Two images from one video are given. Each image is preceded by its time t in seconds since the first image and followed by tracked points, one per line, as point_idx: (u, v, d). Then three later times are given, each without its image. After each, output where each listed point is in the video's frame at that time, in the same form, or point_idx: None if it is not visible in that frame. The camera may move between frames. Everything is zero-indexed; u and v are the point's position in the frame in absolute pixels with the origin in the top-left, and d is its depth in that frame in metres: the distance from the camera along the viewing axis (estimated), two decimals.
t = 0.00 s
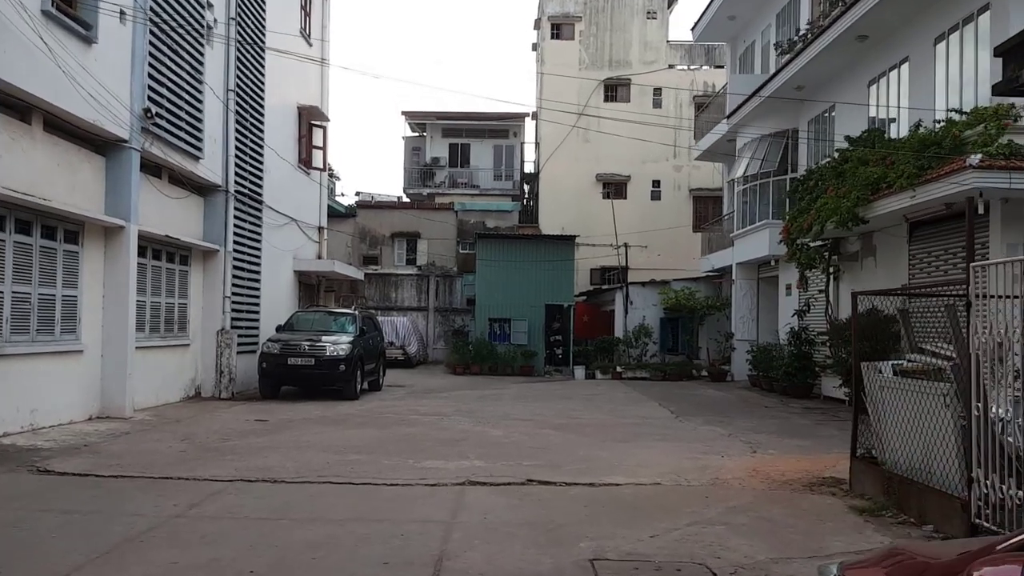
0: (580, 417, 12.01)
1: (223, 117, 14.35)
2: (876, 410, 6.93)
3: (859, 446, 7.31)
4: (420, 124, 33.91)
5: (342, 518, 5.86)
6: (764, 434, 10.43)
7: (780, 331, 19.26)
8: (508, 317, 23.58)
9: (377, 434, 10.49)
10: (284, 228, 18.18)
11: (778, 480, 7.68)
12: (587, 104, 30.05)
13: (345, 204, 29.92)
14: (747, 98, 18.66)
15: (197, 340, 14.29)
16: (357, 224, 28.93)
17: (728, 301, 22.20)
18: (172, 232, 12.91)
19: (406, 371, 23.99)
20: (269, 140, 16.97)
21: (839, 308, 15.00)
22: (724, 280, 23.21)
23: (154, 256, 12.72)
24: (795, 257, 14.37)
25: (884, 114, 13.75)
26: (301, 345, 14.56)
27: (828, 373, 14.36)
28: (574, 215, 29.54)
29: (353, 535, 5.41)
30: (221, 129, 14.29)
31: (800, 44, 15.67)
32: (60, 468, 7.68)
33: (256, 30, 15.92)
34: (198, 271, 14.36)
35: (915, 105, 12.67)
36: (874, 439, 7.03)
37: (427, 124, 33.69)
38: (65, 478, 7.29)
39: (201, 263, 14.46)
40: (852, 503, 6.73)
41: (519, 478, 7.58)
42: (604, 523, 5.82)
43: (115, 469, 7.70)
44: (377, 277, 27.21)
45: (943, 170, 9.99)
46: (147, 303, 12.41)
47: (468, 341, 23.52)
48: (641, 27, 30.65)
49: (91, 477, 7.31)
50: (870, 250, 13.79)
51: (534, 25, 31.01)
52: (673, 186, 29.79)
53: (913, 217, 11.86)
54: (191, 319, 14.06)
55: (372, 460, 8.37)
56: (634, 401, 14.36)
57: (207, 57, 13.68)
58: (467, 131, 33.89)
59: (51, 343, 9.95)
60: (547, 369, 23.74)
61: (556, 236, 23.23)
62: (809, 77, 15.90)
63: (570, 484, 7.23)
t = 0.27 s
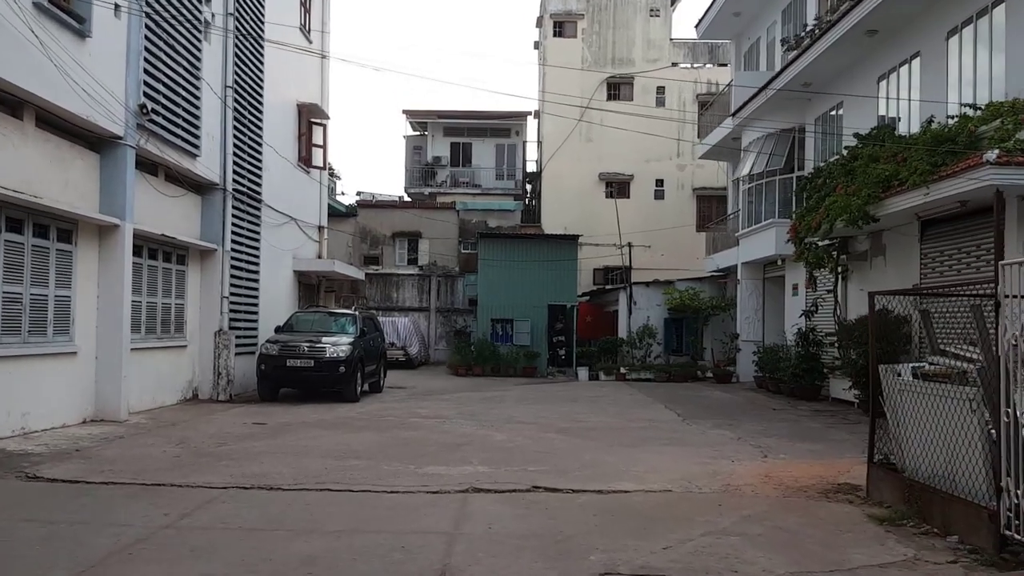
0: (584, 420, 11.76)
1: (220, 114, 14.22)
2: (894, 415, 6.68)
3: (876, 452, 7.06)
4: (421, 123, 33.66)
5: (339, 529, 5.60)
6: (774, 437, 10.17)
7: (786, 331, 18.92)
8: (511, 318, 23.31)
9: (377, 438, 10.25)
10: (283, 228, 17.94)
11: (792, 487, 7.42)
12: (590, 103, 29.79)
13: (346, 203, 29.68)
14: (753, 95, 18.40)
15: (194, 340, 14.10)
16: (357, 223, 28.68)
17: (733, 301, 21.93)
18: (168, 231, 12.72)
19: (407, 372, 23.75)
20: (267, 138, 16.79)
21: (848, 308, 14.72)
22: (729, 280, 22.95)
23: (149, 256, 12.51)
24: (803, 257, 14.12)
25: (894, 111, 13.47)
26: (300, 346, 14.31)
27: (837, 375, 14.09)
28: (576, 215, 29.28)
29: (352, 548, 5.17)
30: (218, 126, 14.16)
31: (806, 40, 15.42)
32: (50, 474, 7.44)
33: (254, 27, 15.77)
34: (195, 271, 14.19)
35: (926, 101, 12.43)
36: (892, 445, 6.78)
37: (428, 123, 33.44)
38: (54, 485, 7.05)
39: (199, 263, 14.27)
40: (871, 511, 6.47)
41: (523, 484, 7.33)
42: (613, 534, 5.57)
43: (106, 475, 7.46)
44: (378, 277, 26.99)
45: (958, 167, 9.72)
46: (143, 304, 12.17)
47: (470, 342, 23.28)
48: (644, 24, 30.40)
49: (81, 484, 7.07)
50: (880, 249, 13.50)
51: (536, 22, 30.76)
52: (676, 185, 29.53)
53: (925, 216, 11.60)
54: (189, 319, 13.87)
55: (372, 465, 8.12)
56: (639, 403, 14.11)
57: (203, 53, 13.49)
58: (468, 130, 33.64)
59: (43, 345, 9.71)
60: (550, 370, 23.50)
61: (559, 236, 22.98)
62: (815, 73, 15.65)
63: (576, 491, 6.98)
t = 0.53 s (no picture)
0: (586, 421, 11.52)
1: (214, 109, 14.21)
2: (908, 416, 6.44)
3: (889, 455, 6.82)
4: (421, 121, 33.40)
5: (332, 536, 5.36)
6: (780, 439, 9.92)
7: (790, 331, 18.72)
8: (511, 317, 23.08)
9: (374, 440, 10.01)
10: (279, 225, 17.78)
11: (801, 490, 7.19)
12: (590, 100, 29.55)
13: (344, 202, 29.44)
14: (756, 91, 18.16)
15: (189, 340, 14.12)
16: (356, 222, 28.44)
17: (736, 300, 21.69)
18: (161, 228, 12.68)
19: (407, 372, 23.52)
20: (263, 134, 16.71)
21: (854, 307, 14.46)
22: (731, 279, 22.72)
23: (143, 253, 12.54)
24: (809, 254, 13.90)
25: (901, 106, 13.24)
26: (297, 345, 14.08)
27: (843, 375, 13.84)
28: (577, 213, 29.04)
29: (344, 555, 4.93)
30: (212, 121, 14.15)
31: (811, 35, 15.19)
32: (35, 477, 7.21)
33: (251, 21, 15.71)
34: (190, 270, 14.20)
35: (933, 95, 12.19)
36: (907, 447, 6.55)
37: (428, 121, 33.18)
38: (38, 489, 6.81)
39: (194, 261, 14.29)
40: (885, 517, 6.23)
41: (524, 488, 7.08)
42: (619, 541, 5.32)
43: (93, 478, 7.22)
44: (377, 276, 26.77)
45: (969, 161, 9.48)
46: (136, 303, 12.16)
47: (470, 341, 23.06)
48: (645, 21, 30.13)
49: (66, 488, 6.84)
50: (886, 247, 13.26)
51: (537, 19, 30.51)
52: (678, 183, 29.28)
53: (934, 213, 11.37)
54: (182, 318, 13.89)
55: (367, 468, 7.88)
56: (642, 403, 13.87)
57: (198, 47, 13.37)
58: (468, 128, 33.38)
59: (31, 344, 9.47)
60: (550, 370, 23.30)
61: (559, 234, 22.75)
62: (820, 68, 15.41)
63: (579, 496, 6.74)
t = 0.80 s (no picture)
0: (587, 422, 11.28)
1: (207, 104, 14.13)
2: (920, 418, 6.19)
3: (899, 458, 6.57)
4: (420, 119, 33.16)
5: (319, 545, 5.12)
6: (785, 440, 9.67)
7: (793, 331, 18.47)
8: (511, 317, 22.85)
9: (369, 441, 9.77)
10: (275, 223, 17.72)
11: (808, 495, 6.94)
12: (591, 98, 29.32)
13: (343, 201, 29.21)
14: (759, 88, 17.91)
15: (181, 339, 14.02)
16: (355, 220, 28.20)
17: (738, 299, 21.44)
18: (151, 225, 12.57)
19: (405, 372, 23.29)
20: (258, 129, 16.61)
21: (858, 306, 14.20)
22: (733, 278, 22.48)
23: (133, 251, 12.46)
24: (813, 253, 13.64)
25: (907, 101, 13.00)
26: (291, 345, 13.83)
27: (849, 375, 13.57)
28: (577, 212, 28.81)
29: (331, 566, 4.69)
30: (205, 117, 14.07)
31: (814, 30, 14.95)
32: (16, 481, 6.98)
33: (244, 16, 15.62)
34: (183, 268, 14.12)
35: (941, 90, 11.93)
36: (918, 450, 6.31)
37: (427, 119, 32.93)
38: (18, 493, 6.58)
39: (187, 259, 14.23)
40: (897, 523, 5.99)
41: (521, 493, 6.84)
42: (620, 551, 5.07)
43: (76, 482, 6.99)
44: (375, 275, 26.57)
45: (980, 156, 9.22)
46: (126, 301, 12.12)
47: (469, 341, 22.83)
48: (646, 18, 29.86)
49: (46, 492, 6.61)
50: (892, 245, 13.00)
51: (537, 16, 30.27)
52: (679, 182, 29.03)
53: (942, 209, 11.13)
54: (174, 317, 13.79)
55: (360, 472, 7.64)
56: (643, 404, 13.62)
57: (190, 41, 13.24)
58: (468, 127, 33.14)
59: (17, 343, 9.24)
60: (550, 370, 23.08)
61: (558, 233, 22.52)
62: (823, 64, 15.17)
63: (578, 501, 6.49)
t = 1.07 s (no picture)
0: (589, 424, 11.05)
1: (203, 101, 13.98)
2: (938, 422, 5.95)
3: (915, 464, 6.33)
4: (420, 117, 32.92)
5: (312, 555, 4.89)
6: (792, 443, 9.44)
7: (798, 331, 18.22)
8: (511, 317, 22.62)
9: (366, 444, 9.55)
10: (273, 222, 17.57)
11: (820, 501, 6.70)
12: (592, 96, 29.09)
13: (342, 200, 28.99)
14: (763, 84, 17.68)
15: (176, 340, 13.84)
16: (354, 220, 27.98)
17: (742, 299, 21.20)
18: (145, 223, 12.39)
19: (405, 372, 23.06)
20: (254, 126, 16.45)
21: (865, 305, 13.96)
22: (736, 277, 22.25)
23: (127, 249, 12.28)
24: (819, 252, 13.41)
25: (916, 97, 12.74)
26: (288, 345, 13.61)
27: (855, 376, 13.32)
28: (578, 211, 28.57)
29: None
30: (201, 113, 13.92)
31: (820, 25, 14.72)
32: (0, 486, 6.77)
33: (241, 11, 15.47)
34: (178, 267, 13.95)
35: (951, 85, 11.68)
36: (935, 454, 6.07)
37: (427, 118, 32.69)
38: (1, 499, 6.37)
39: (182, 258, 14.05)
40: (914, 532, 5.74)
41: (523, 498, 6.61)
42: (626, 561, 4.84)
43: (62, 488, 6.78)
44: (375, 275, 26.35)
45: (994, 151, 8.97)
46: (119, 301, 11.95)
47: (469, 341, 22.60)
48: (648, 16, 29.62)
49: (31, 498, 6.39)
50: (900, 243, 12.76)
51: (538, 14, 30.04)
52: (681, 180, 28.79)
53: (953, 206, 10.90)
54: (170, 317, 13.61)
55: (356, 477, 7.41)
56: (645, 405, 13.39)
57: (185, 36, 13.07)
58: (469, 125, 32.90)
59: (5, 344, 9.02)
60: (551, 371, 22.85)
61: (559, 232, 22.31)
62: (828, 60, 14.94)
63: (582, 508, 6.26)
